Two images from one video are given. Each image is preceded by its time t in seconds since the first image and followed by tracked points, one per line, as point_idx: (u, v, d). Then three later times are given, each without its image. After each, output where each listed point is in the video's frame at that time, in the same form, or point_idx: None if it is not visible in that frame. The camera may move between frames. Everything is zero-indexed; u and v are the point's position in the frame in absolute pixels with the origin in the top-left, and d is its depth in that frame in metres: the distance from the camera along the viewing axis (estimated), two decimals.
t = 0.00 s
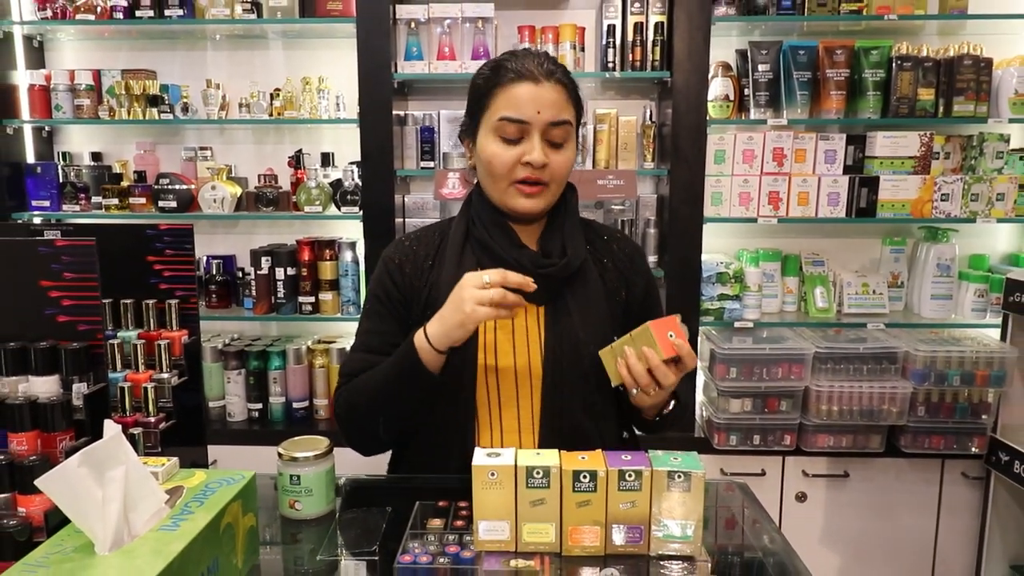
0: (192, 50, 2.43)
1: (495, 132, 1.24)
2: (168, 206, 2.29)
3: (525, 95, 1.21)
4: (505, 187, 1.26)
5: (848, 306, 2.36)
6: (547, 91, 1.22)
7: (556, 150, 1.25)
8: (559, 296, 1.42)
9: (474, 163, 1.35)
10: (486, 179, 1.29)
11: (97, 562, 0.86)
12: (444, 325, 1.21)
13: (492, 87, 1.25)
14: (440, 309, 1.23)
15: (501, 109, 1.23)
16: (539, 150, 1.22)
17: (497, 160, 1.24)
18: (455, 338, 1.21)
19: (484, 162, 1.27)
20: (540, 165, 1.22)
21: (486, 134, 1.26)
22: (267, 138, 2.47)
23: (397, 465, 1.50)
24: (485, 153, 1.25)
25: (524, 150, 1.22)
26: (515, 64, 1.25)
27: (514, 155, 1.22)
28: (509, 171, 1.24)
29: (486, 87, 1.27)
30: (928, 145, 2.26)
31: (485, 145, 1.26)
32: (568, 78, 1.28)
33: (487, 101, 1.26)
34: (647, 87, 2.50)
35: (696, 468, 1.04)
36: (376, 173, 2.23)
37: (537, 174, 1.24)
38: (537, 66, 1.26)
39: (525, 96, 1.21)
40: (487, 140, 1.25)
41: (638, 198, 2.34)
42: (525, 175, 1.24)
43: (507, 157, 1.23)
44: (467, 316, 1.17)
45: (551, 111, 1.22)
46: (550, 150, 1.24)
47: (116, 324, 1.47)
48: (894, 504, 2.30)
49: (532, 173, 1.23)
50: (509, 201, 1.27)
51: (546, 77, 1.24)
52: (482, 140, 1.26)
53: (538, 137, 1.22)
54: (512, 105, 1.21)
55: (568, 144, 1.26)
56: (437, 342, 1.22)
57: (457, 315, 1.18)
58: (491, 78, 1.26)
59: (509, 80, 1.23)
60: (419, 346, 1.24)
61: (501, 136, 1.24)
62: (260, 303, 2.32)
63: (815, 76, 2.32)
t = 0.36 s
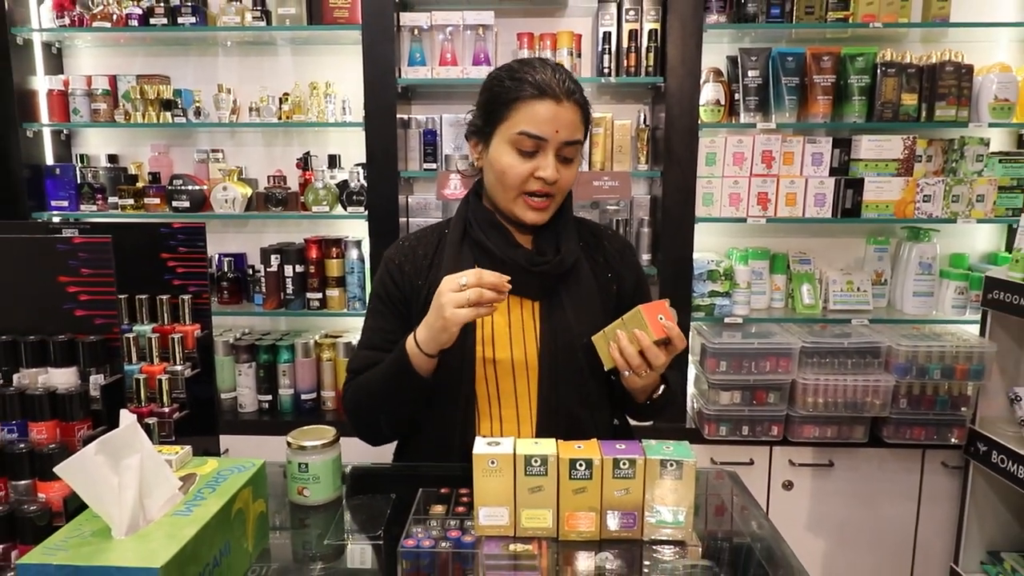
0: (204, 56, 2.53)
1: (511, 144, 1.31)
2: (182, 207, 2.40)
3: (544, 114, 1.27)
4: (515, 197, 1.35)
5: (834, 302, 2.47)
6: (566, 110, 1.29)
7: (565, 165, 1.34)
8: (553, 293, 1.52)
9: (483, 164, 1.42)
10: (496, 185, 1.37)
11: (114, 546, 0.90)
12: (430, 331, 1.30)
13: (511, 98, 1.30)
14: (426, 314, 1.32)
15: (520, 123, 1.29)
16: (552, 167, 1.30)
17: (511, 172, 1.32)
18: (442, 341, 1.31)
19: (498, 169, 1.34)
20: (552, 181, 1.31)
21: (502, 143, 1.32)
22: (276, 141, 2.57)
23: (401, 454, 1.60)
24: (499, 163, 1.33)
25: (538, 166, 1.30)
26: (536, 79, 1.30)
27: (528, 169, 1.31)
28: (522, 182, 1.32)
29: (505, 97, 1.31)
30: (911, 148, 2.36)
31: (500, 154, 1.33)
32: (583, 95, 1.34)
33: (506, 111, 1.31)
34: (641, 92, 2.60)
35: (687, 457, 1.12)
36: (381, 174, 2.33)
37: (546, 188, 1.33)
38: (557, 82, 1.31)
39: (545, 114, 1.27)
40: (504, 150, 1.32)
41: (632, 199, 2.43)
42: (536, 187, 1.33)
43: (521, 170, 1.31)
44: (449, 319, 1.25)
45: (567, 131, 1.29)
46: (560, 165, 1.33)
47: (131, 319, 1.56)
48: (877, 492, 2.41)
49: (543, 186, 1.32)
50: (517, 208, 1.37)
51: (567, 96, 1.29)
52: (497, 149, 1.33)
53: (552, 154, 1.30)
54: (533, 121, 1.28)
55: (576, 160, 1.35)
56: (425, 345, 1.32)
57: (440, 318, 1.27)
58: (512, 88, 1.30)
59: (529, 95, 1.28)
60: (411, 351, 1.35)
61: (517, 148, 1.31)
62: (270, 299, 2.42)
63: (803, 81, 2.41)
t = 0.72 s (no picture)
0: (212, 62, 2.62)
1: (517, 147, 1.37)
2: (190, 208, 2.47)
3: (550, 118, 1.34)
4: (523, 199, 1.41)
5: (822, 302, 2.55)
6: (568, 114, 1.36)
7: (569, 167, 1.40)
8: (552, 293, 1.59)
9: (487, 168, 1.47)
10: (503, 188, 1.43)
11: (121, 537, 0.94)
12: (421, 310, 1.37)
13: (516, 104, 1.36)
14: (414, 295, 1.38)
15: (526, 127, 1.35)
16: (558, 169, 1.37)
17: (518, 175, 1.38)
18: (433, 316, 1.38)
19: (505, 173, 1.39)
20: (558, 183, 1.37)
21: (509, 147, 1.38)
22: (282, 144, 2.65)
23: (402, 448, 1.66)
24: (506, 167, 1.38)
25: (545, 169, 1.37)
26: (540, 85, 1.36)
27: (535, 172, 1.37)
28: (529, 185, 1.38)
29: (509, 102, 1.37)
30: (896, 153, 2.43)
31: (506, 158, 1.38)
32: (582, 100, 1.41)
33: (510, 115, 1.37)
34: (635, 98, 2.68)
35: (679, 452, 1.17)
36: (383, 177, 2.40)
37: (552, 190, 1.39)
38: (558, 87, 1.38)
39: (550, 118, 1.34)
40: (510, 154, 1.37)
41: (626, 201, 2.51)
42: (543, 189, 1.39)
43: (528, 174, 1.37)
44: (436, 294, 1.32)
45: (571, 134, 1.36)
46: (564, 168, 1.40)
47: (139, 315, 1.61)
48: (863, 486, 2.48)
49: (549, 189, 1.39)
50: (524, 211, 1.42)
51: (567, 100, 1.37)
52: (503, 153, 1.38)
53: (558, 157, 1.36)
54: (538, 125, 1.34)
55: (578, 162, 1.42)
56: (419, 324, 1.39)
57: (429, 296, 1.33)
58: (515, 93, 1.36)
59: (534, 101, 1.35)
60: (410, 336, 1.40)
61: (522, 151, 1.37)
62: (274, 298, 2.50)
63: (792, 87, 2.48)
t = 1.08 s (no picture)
0: (220, 64, 2.67)
1: (526, 154, 1.41)
2: (199, 207, 2.52)
3: (559, 129, 1.37)
4: (528, 204, 1.47)
5: (818, 298, 2.61)
6: (577, 125, 1.39)
7: (574, 175, 1.45)
8: (553, 289, 1.64)
9: (494, 169, 1.52)
10: (509, 192, 1.48)
11: (133, 526, 0.95)
12: (427, 340, 1.42)
13: (526, 112, 1.39)
14: (420, 326, 1.42)
15: (535, 136, 1.39)
16: (564, 178, 1.42)
17: (525, 182, 1.43)
18: (440, 345, 1.43)
19: (512, 178, 1.44)
20: (563, 192, 1.43)
21: (517, 153, 1.42)
22: (288, 144, 2.71)
23: (408, 441, 1.71)
24: (513, 173, 1.43)
25: (550, 177, 1.42)
26: (551, 94, 1.39)
27: (541, 180, 1.42)
28: (534, 191, 1.44)
29: (520, 110, 1.41)
30: (891, 152, 2.48)
31: (514, 163, 1.42)
32: (591, 108, 1.44)
33: (520, 123, 1.40)
34: (635, 98, 2.73)
35: (679, 444, 1.21)
36: (388, 175, 2.45)
37: (556, 197, 1.45)
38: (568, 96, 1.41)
39: (559, 129, 1.37)
40: (518, 160, 1.42)
41: (626, 200, 2.55)
42: (547, 196, 1.45)
43: (535, 181, 1.42)
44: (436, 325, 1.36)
45: (578, 144, 1.40)
46: (569, 175, 1.45)
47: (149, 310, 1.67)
48: (858, 479, 2.53)
49: (553, 196, 1.44)
50: (528, 213, 1.48)
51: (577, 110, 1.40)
52: (511, 159, 1.43)
53: (564, 166, 1.41)
54: (548, 135, 1.38)
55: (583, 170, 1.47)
56: (425, 351, 1.44)
57: (434, 329, 1.38)
58: (528, 101, 1.40)
59: (544, 110, 1.38)
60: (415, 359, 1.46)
61: (530, 158, 1.41)
62: (282, 295, 2.55)
63: (790, 88, 2.53)
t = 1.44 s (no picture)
0: (227, 67, 2.73)
1: (520, 146, 1.46)
2: (207, 206, 2.59)
3: (550, 121, 1.42)
4: (522, 195, 1.52)
5: (812, 296, 2.65)
6: (569, 118, 1.44)
7: (568, 167, 1.49)
8: (555, 282, 1.68)
9: (494, 166, 1.58)
10: (506, 184, 1.54)
11: (143, 517, 0.96)
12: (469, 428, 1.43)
13: (520, 107, 1.45)
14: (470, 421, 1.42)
15: (527, 129, 1.44)
16: (557, 169, 1.47)
17: (519, 173, 1.48)
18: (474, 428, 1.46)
19: (507, 170, 1.50)
20: (556, 182, 1.47)
21: (512, 145, 1.48)
22: (294, 145, 2.77)
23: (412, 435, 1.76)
24: (508, 165, 1.49)
25: (543, 168, 1.47)
26: (543, 90, 1.45)
27: (534, 171, 1.47)
28: (528, 182, 1.49)
29: (514, 105, 1.47)
30: (884, 153, 2.54)
31: (509, 155, 1.48)
32: (585, 104, 1.49)
33: (514, 118, 1.46)
34: (633, 100, 2.79)
35: (677, 437, 1.21)
36: (391, 175, 2.51)
37: (550, 188, 1.50)
38: (561, 92, 1.46)
39: (550, 121, 1.42)
40: (513, 152, 1.47)
41: (625, 199, 2.60)
42: (541, 187, 1.49)
43: (528, 172, 1.48)
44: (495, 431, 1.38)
45: (570, 136, 1.45)
46: (563, 167, 1.49)
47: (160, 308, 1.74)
48: (852, 473, 2.59)
49: (547, 186, 1.49)
50: (524, 205, 1.54)
51: (569, 104, 1.45)
52: (506, 152, 1.49)
53: (557, 158, 1.46)
54: (540, 127, 1.43)
55: (578, 162, 1.51)
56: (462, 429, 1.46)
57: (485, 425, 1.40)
58: (522, 95, 1.46)
59: (536, 104, 1.43)
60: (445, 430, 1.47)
61: (524, 150, 1.47)
62: (288, 292, 2.61)
63: (785, 90, 2.58)
